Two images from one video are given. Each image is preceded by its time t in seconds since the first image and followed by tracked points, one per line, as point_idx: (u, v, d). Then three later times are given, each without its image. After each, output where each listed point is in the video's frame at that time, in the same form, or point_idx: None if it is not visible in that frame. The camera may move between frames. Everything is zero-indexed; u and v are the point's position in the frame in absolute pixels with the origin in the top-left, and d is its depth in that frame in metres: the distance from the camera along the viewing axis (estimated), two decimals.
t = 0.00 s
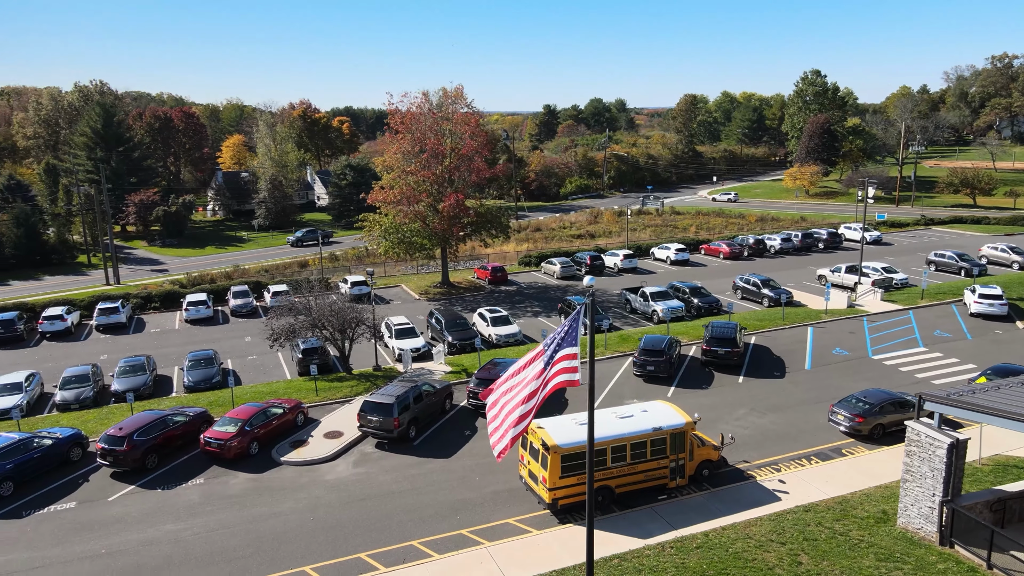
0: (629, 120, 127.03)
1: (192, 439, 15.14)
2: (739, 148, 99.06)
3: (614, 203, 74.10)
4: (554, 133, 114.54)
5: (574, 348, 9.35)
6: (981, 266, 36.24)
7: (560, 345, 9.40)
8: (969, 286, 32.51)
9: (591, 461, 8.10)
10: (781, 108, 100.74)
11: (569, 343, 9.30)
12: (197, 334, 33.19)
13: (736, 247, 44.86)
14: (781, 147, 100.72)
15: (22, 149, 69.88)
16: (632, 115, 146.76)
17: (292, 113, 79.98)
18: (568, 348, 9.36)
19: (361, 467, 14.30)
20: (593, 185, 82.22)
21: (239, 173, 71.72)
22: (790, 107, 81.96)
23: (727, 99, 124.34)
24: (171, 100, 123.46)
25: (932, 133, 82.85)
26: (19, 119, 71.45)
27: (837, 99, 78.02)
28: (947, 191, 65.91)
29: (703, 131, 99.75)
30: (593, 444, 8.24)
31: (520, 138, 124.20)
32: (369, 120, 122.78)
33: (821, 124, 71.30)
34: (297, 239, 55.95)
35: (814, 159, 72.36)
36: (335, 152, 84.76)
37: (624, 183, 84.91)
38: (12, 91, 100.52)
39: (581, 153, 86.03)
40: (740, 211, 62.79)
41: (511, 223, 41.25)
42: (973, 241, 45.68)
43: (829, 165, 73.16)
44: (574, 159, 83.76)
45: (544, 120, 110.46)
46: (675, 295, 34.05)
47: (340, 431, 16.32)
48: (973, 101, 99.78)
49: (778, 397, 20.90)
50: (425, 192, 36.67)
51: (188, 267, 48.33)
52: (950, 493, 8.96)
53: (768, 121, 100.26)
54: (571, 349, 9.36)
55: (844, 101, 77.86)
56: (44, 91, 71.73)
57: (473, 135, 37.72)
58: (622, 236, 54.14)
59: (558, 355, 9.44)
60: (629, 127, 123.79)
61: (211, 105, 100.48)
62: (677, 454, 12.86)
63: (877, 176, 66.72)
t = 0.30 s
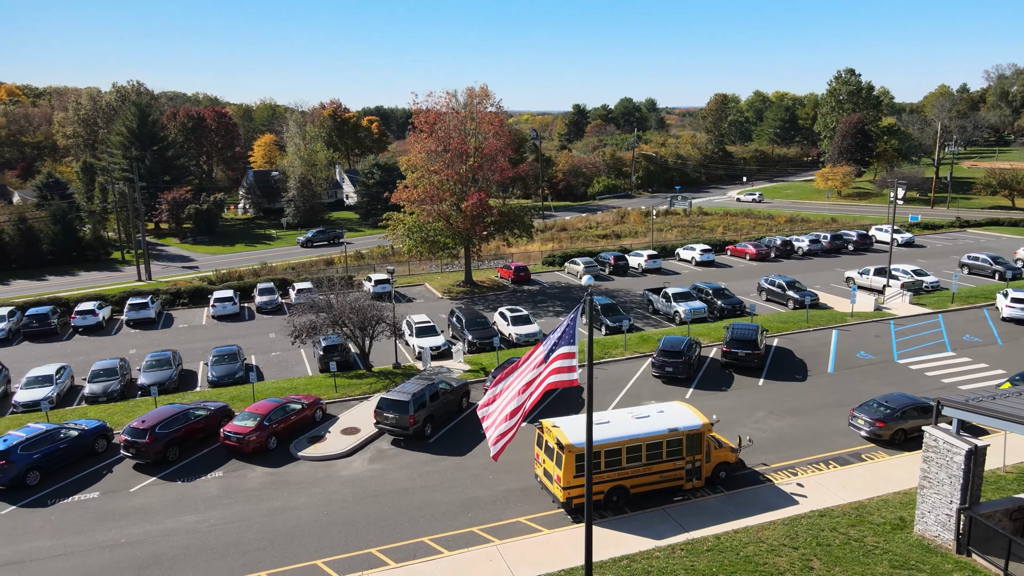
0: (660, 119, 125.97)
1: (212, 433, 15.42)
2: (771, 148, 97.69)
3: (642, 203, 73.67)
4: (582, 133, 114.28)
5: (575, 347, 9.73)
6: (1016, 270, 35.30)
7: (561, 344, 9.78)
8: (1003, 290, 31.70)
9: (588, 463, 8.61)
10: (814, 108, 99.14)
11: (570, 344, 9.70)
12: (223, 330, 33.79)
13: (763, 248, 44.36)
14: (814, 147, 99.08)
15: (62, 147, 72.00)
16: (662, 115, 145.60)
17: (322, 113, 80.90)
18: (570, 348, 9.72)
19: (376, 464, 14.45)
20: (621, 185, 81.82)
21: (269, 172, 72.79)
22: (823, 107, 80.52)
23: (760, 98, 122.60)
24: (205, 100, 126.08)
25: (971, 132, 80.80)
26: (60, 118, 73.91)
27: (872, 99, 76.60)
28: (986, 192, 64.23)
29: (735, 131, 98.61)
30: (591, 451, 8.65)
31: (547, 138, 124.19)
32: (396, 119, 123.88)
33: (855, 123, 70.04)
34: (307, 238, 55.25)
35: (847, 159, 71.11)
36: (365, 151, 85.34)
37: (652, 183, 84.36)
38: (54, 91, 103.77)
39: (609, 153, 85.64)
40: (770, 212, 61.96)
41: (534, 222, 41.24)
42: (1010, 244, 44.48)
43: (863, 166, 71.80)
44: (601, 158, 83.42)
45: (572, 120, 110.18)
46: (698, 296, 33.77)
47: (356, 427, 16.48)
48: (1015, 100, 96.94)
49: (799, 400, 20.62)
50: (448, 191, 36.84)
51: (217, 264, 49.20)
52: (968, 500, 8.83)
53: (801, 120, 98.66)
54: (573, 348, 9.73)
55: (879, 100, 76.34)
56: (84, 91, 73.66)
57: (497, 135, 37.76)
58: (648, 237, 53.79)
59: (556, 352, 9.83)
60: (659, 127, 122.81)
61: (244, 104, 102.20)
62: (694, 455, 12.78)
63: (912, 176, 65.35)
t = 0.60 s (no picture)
0: (691, 118, 124.69)
1: (233, 428, 15.71)
2: (804, 148, 96.15)
3: (670, 203, 73.10)
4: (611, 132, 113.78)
5: (574, 346, 10.23)
6: None
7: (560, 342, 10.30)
8: None
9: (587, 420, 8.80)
10: (849, 107, 97.22)
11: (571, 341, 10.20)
12: (249, 326, 34.34)
13: (791, 249, 43.78)
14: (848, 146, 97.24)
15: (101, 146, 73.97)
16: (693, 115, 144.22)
17: (353, 112, 81.67)
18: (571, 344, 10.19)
19: (392, 460, 14.58)
20: (650, 185, 81.29)
21: (299, 171, 73.78)
22: (857, 107, 78.95)
23: (794, 97, 120.55)
24: (239, 99, 128.28)
25: (1013, 133, 78.52)
26: (98, 118, 76.11)
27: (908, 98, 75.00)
28: None
29: (767, 130, 97.21)
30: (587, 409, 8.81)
31: (575, 137, 123.93)
32: (425, 119, 124.64)
33: (890, 123, 68.63)
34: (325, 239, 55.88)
35: (882, 159, 69.73)
36: (394, 151, 85.90)
37: (681, 183, 83.61)
38: (95, 91, 106.46)
39: (638, 152, 85.08)
40: (801, 213, 61.01)
41: (557, 222, 41.17)
42: None
43: (898, 166, 70.27)
44: (630, 158, 82.91)
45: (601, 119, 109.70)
46: (721, 297, 33.46)
47: (373, 424, 16.65)
48: None
49: (821, 403, 20.34)
50: (472, 191, 36.98)
51: (246, 261, 50.00)
52: (986, 508, 8.71)
53: (835, 120, 96.85)
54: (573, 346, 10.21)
55: (915, 100, 74.68)
56: (122, 92, 75.48)
57: (521, 134, 37.77)
58: (674, 237, 53.34)
59: (553, 351, 10.30)
60: (690, 126, 121.55)
61: (276, 104, 103.71)
62: (710, 457, 12.69)
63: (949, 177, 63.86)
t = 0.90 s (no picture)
0: (729, 118, 122.90)
1: (258, 421, 16.06)
2: (844, 148, 94.24)
3: (705, 204, 72.24)
4: (645, 132, 112.88)
5: (573, 346, 10.80)
6: None
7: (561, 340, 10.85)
8: None
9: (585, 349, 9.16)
10: (892, 106, 94.75)
11: (572, 340, 10.78)
12: (279, 322, 34.99)
13: (825, 251, 42.96)
14: (892, 147, 94.73)
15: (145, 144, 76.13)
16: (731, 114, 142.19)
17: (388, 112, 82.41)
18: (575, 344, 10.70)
19: (410, 456, 14.76)
20: (684, 185, 80.50)
21: (334, 170, 74.78)
22: (900, 106, 76.93)
23: (835, 96, 117.90)
24: (278, 99, 130.58)
25: None
26: (143, 117, 78.29)
27: (954, 97, 72.80)
28: None
29: (806, 130, 95.44)
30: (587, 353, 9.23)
31: (609, 137, 123.45)
32: (460, 119, 125.28)
33: (934, 122, 66.70)
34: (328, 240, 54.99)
35: (925, 160, 67.88)
36: (428, 150, 86.35)
37: (717, 184, 82.56)
38: (140, 91, 109.41)
39: (673, 152, 84.33)
40: (839, 215, 59.74)
41: (586, 222, 41.03)
42: None
43: (942, 167, 68.32)
44: (665, 158, 82.21)
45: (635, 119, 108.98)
46: (750, 299, 33.02)
47: (393, 420, 16.83)
48: None
49: (848, 408, 19.96)
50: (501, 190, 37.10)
51: (280, 259, 50.87)
52: (1009, 519, 8.57)
53: (878, 120, 94.45)
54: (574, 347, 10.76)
55: (962, 99, 72.44)
56: (166, 92, 77.49)
57: (550, 134, 37.73)
58: (707, 238, 52.76)
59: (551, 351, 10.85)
60: (728, 126, 119.78)
61: (314, 104, 105.30)
62: (731, 460, 12.58)
63: (996, 179, 61.82)
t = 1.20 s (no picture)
0: (762, 117, 121.27)
1: (278, 416, 16.34)
2: (879, 148, 92.51)
3: (735, 205, 71.43)
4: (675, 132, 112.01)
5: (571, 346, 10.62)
6: None
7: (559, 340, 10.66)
8: None
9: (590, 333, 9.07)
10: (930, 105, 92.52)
11: (570, 340, 10.59)
12: (304, 319, 35.47)
13: (855, 253, 42.20)
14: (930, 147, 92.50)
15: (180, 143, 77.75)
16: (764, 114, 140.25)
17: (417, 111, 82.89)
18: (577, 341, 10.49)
19: (426, 454, 14.89)
20: (714, 185, 79.71)
21: (363, 169, 75.48)
22: (938, 105, 75.17)
23: (871, 95, 115.58)
24: (310, 99, 132.12)
25: None
26: (178, 117, 79.90)
27: (995, 97, 70.88)
28: None
29: (840, 130, 93.89)
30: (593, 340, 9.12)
31: (638, 137, 122.80)
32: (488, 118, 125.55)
33: (973, 122, 65.07)
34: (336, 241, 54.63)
35: (963, 161, 66.31)
36: (457, 149, 86.57)
37: (747, 184, 81.61)
38: (177, 91, 111.69)
39: (702, 152, 83.56)
40: (872, 216, 58.64)
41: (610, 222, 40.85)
42: None
43: (981, 168, 66.63)
44: (694, 159, 81.47)
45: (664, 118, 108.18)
46: (775, 301, 32.59)
47: (410, 418, 16.97)
48: None
49: (871, 413, 19.62)
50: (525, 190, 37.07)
51: (308, 257, 51.53)
52: None
53: (916, 119, 92.33)
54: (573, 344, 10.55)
55: (1003, 98, 70.51)
56: (201, 92, 79.01)
57: (575, 134, 37.62)
58: (735, 239, 52.20)
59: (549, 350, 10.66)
60: (761, 126, 118.17)
61: (345, 104, 106.41)
62: (748, 463, 12.46)
63: None
